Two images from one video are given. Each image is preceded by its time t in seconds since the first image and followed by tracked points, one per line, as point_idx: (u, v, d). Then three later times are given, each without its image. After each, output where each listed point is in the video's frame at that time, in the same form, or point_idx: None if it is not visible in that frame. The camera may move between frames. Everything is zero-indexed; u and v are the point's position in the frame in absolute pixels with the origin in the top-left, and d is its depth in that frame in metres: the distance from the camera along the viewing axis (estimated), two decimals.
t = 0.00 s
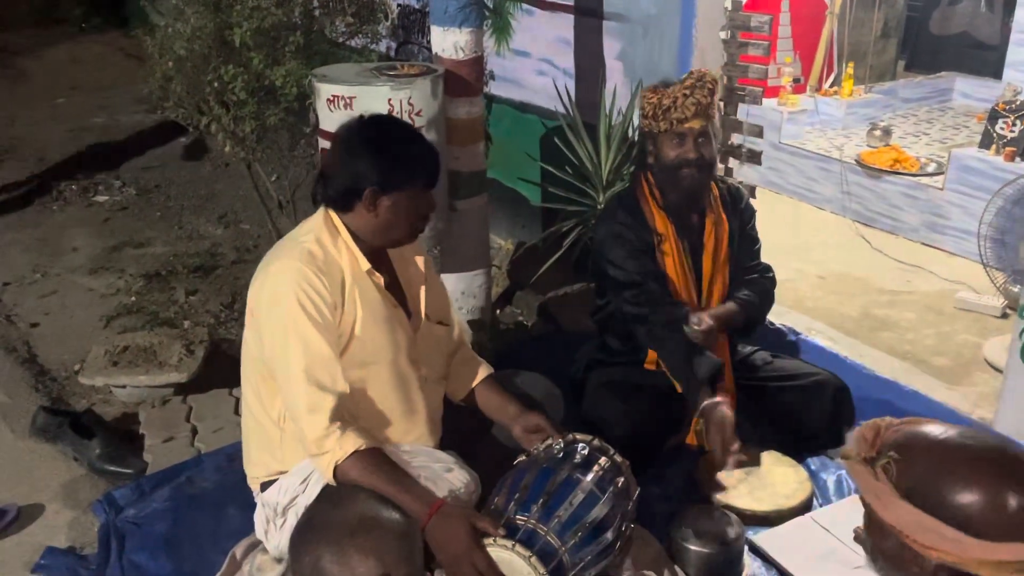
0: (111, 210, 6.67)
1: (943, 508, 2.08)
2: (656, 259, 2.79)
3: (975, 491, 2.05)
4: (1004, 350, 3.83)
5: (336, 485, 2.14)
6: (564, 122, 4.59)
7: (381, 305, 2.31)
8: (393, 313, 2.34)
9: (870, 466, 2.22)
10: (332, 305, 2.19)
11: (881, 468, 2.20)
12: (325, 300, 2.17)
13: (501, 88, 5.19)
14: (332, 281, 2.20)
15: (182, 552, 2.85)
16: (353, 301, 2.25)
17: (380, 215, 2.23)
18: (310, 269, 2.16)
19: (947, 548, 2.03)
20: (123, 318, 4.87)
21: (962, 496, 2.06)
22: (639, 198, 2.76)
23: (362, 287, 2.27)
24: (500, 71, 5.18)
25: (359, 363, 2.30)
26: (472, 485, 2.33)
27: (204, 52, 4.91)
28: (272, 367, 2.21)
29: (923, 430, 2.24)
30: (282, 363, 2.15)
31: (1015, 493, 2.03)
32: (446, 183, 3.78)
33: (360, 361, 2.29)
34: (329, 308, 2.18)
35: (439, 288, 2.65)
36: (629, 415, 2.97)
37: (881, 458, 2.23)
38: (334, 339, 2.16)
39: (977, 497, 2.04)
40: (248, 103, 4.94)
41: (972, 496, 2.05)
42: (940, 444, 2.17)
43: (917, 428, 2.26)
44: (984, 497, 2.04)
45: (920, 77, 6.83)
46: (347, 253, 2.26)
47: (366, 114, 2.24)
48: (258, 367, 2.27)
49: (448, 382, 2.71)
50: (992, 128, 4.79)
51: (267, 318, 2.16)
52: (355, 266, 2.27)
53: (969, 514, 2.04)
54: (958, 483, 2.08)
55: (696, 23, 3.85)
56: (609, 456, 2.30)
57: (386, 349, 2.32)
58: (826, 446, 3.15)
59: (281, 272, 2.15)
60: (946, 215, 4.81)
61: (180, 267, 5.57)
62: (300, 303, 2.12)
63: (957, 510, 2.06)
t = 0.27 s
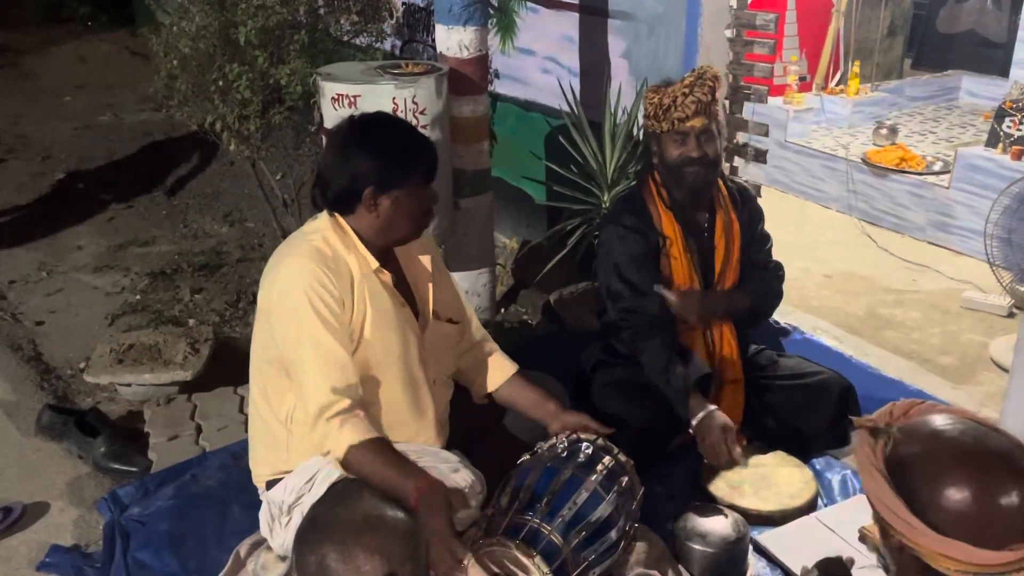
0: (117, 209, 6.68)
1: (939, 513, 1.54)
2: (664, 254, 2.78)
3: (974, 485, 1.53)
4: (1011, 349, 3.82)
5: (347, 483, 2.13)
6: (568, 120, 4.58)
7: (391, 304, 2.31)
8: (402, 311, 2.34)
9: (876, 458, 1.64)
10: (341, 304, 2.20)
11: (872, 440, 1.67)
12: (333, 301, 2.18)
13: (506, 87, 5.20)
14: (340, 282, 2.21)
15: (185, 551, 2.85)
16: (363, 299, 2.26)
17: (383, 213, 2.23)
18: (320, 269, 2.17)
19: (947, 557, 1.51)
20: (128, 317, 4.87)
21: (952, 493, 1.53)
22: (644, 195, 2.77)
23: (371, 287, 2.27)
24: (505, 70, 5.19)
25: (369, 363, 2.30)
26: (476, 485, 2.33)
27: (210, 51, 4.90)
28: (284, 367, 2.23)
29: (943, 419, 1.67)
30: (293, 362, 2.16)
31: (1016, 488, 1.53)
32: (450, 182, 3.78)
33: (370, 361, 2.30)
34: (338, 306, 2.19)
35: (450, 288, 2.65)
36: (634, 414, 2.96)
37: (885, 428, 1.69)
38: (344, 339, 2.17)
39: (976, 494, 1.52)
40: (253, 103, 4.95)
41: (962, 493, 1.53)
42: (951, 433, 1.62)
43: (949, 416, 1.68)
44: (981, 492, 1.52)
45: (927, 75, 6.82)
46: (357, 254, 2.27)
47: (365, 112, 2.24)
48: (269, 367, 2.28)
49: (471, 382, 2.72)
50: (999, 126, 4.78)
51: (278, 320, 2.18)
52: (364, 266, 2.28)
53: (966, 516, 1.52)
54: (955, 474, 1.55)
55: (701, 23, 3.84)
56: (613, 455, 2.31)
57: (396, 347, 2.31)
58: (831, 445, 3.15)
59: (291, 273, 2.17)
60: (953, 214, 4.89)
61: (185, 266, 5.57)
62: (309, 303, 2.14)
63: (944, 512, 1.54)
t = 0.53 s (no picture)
0: (120, 208, 6.70)
1: (924, 507, 1.62)
2: (655, 262, 2.80)
3: (959, 481, 1.61)
4: (1013, 349, 3.82)
5: (349, 483, 2.14)
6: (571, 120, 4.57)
7: (393, 308, 2.31)
8: (404, 313, 2.34)
9: (864, 449, 1.69)
10: (343, 306, 2.20)
11: (862, 430, 1.73)
12: (336, 306, 2.17)
13: (509, 86, 5.20)
14: (343, 288, 2.21)
15: (188, 550, 2.86)
16: (365, 301, 2.26)
17: (383, 219, 2.23)
18: (324, 274, 2.17)
19: (928, 552, 1.60)
20: (132, 316, 4.89)
21: (937, 488, 1.61)
22: (643, 198, 2.78)
23: (373, 291, 2.27)
24: (508, 69, 5.20)
25: (370, 367, 2.30)
26: (477, 484, 2.32)
27: (213, 51, 4.90)
28: (287, 369, 2.22)
29: (931, 412, 1.73)
30: (298, 368, 2.16)
31: (997, 485, 1.62)
32: (453, 182, 3.79)
33: (370, 365, 2.30)
34: (340, 308, 2.19)
35: (451, 289, 2.64)
36: (636, 413, 2.97)
37: (875, 418, 1.74)
38: (349, 344, 2.17)
39: (959, 489, 1.61)
40: (257, 102, 4.96)
41: (947, 489, 1.61)
42: (939, 429, 1.69)
43: (936, 408, 1.75)
44: (965, 488, 1.61)
45: (930, 75, 6.82)
46: (359, 259, 2.27)
47: (364, 118, 2.25)
48: (271, 370, 2.28)
49: (473, 379, 2.73)
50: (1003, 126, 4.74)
51: (283, 325, 2.17)
52: (366, 270, 2.27)
53: (949, 511, 1.60)
54: (940, 471, 1.63)
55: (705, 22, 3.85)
56: (614, 454, 2.29)
57: (396, 350, 2.31)
58: (834, 445, 3.15)
59: (295, 278, 2.16)
60: (957, 213, 4.88)
61: (189, 265, 5.59)
62: (314, 309, 2.13)
63: (930, 506, 1.61)
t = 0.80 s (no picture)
0: (122, 208, 6.69)
1: (906, 484, 1.50)
2: (656, 264, 2.80)
3: (941, 458, 1.49)
4: (1016, 348, 3.81)
5: (351, 483, 2.13)
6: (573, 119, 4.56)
7: (390, 309, 2.31)
8: (401, 314, 2.34)
9: (851, 429, 1.57)
10: (339, 309, 2.20)
11: (848, 413, 1.60)
12: (332, 308, 2.18)
13: (510, 85, 5.20)
14: (338, 291, 2.21)
15: (189, 550, 2.86)
16: (361, 303, 2.26)
17: (380, 223, 2.23)
18: (319, 277, 2.17)
19: (909, 529, 1.49)
20: (134, 316, 4.88)
21: (918, 465, 1.49)
22: (642, 198, 2.79)
23: (369, 293, 2.27)
24: (510, 68, 5.19)
25: (367, 369, 2.31)
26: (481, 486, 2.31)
27: (214, 50, 4.89)
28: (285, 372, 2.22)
29: (918, 392, 1.59)
30: (295, 371, 2.16)
31: (980, 461, 1.50)
32: (454, 182, 3.78)
33: (368, 367, 2.31)
34: (335, 310, 2.19)
35: (450, 288, 2.63)
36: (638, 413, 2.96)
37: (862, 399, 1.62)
38: (346, 346, 2.17)
39: (943, 466, 1.49)
40: (258, 102, 4.95)
41: (930, 466, 1.49)
42: (924, 407, 1.55)
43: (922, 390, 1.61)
44: (949, 465, 1.49)
45: (932, 73, 6.81)
46: (353, 261, 2.27)
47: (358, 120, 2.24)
48: (269, 372, 2.27)
49: (478, 383, 2.71)
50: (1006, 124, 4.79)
51: (279, 329, 2.17)
52: (361, 273, 2.27)
53: (931, 488, 1.49)
54: (921, 448, 1.50)
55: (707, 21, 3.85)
56: (617, 454, 2.29)
57: (393, 352, 2.32)
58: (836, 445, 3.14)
59: (290, 281, 2.16)
60: (958, 211, 4.87)
61: (190, 265, 5.58)
62: (310, 313, 2.13)
63: (909, 484, 1.50)
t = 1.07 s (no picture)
0: (119, 207, 6.68)
1: (889, 462, 1.48)
2: (650, 263, 2.81)
3: (923, 436, 1.46)
4: (1014, 345, 3.81)
5: (350, 483, 2.13)
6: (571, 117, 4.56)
7: (382, 306, 2.31)
8: (395, 312, 2.35)
9: (837, 410, 1.56)
10: (331, 307, 2.20)
11: (835, 394, 1.58)
12: (324, 305, 2.17)
13: (509, 84, 5.20)
14: (329, 288, 2.21)
15: (188, 549, 2.86)
16: (353, 302, 2.26)
17: (371, 222, 2.22)
18: (310, 275, 2.16)
19: (894, 505, 1.48)
20: (131, 315, 4.88)
21: (901, 443, 1.46)
22: (636, 198, 2.80)
23: (361, 289, 2.27)
24: (508, 66, 5.19)
25: (361, 366, 2.31)
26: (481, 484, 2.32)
27: (212, 49, 4.88)
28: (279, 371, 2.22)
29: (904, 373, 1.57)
30: (288, 370, 2.16)
31: (963, 436, 1.46)
32: (452, 180, 3.78)
33: (361, 363, 2.31)
34: (328, 308, 2.19)
35: (444, 284, 2.63)
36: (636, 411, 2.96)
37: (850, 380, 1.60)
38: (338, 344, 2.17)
39: (925, 444, 1.45)
40: (256, 100, 4.95)
41: (914, 444, 1.46)
42: (908, 388, 1.53)
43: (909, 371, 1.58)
44: (932, 443, 1.45)
45: (930, 71, 6.82)
46: (344, 258, 2.27)
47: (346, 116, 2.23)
48: (264, 370, 2.27)
49: (474, 379, 2.71)
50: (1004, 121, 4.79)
51: (271, 328, 2.17)
52: (352, 270, 2.28)
53: (914, 467, 1.46)
54: (903, 426, 1.47)
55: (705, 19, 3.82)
56: (616, 452, 2.31)
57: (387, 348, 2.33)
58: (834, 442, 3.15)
59: (280, 280, 2.15)
60: (956, 208, 4.88)
61: (188, 264, 5.57)
62: (302, 311, 2.12)
63: (894, 463, 1.47)
